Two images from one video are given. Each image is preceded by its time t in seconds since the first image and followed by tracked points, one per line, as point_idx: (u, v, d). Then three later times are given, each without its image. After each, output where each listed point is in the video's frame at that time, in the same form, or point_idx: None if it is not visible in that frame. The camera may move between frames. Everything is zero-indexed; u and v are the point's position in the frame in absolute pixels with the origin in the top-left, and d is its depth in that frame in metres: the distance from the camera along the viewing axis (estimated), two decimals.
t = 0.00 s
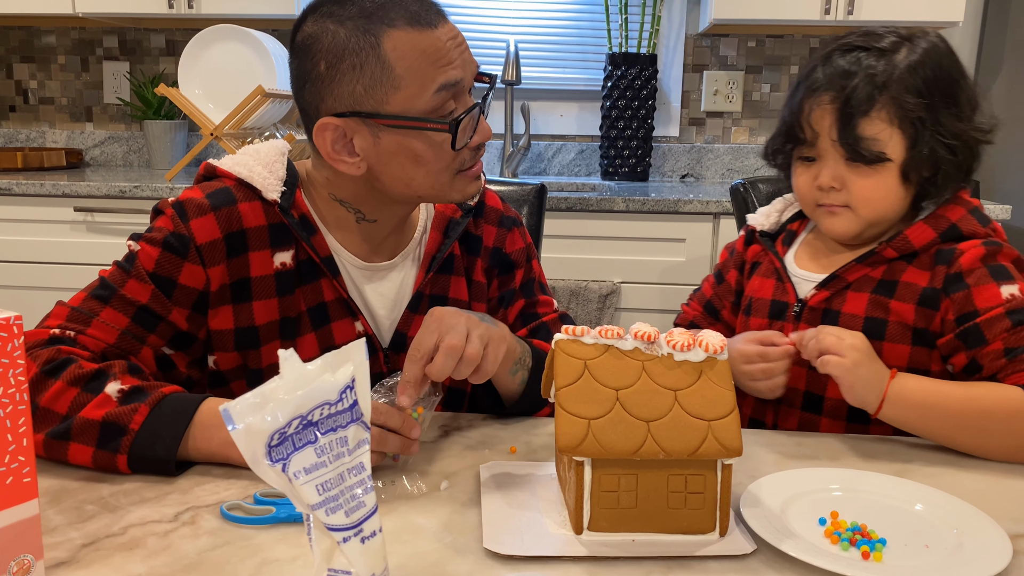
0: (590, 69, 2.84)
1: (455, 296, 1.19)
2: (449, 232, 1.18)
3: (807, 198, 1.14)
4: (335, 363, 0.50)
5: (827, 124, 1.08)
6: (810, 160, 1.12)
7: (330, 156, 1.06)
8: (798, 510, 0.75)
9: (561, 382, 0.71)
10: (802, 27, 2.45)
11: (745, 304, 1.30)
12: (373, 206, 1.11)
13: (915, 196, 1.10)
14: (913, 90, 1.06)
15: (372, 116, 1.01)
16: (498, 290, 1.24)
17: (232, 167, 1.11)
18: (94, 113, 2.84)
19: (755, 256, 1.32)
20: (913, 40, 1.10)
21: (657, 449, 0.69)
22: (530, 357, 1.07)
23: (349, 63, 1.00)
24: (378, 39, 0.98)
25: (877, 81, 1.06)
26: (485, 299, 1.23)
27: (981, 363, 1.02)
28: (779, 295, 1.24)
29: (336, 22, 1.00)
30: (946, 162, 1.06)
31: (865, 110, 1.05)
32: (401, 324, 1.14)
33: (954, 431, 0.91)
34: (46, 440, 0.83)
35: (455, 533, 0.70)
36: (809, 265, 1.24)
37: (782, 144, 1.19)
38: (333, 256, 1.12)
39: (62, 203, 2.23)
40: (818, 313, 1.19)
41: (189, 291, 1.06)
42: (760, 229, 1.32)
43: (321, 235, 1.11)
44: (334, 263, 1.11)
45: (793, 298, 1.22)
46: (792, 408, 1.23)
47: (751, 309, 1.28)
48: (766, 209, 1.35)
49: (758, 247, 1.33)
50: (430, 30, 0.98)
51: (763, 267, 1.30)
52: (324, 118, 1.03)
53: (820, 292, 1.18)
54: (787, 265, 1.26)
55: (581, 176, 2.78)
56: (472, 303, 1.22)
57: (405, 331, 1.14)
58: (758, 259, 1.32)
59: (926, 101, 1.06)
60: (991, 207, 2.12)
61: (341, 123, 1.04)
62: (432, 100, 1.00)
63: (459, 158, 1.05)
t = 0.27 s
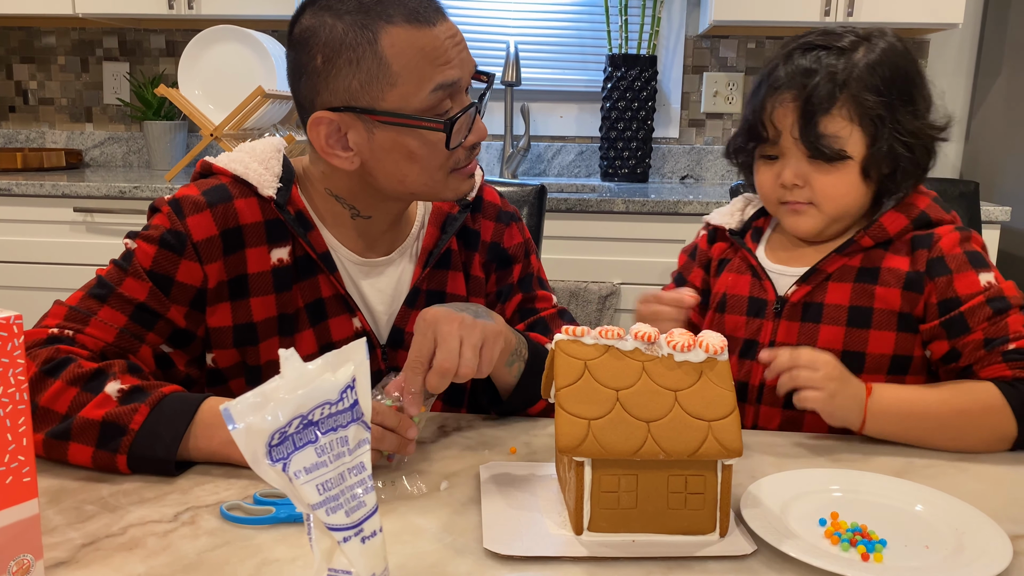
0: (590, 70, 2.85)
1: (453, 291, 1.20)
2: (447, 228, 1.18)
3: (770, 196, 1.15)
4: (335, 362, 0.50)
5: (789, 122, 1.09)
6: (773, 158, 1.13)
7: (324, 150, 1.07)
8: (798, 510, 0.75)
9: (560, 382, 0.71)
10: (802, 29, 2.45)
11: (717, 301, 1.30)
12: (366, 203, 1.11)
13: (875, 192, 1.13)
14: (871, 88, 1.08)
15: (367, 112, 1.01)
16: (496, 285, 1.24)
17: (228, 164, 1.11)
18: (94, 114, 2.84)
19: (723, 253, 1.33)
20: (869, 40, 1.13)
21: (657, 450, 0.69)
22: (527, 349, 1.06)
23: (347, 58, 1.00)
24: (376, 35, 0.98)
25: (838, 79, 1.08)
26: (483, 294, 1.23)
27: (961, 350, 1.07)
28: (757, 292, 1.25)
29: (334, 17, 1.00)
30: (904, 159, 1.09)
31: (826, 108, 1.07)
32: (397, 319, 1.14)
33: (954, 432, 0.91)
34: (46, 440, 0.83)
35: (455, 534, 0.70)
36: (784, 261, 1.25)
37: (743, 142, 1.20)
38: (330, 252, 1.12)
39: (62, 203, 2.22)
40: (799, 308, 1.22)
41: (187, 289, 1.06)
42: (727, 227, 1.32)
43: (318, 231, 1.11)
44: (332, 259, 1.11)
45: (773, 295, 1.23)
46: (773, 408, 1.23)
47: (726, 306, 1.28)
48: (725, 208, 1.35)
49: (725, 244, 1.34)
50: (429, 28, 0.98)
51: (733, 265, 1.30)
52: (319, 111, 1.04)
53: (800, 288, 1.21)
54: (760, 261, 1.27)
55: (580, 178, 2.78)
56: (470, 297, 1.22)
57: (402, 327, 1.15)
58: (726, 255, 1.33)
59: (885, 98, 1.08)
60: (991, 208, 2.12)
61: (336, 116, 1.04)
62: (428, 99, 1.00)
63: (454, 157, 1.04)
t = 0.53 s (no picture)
0: (590, 71, 2.85)
1: (455, 294, 1.20)
2: (451, 230, 1.18)
3: (749, 197, 1.14)
4: (338, 361, 0.50)
5: (773, 117, 1.08)
6: (753, 156, 1.12)
7: (328, 150, 1.07)
8: (799, 510, 0.75)
9: (562, 383, 0.72)
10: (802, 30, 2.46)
11: (701, 311, 1.28)
12: (371, 205, 1.11)
13: (854, 195, 1.14)
14: (855, 88, 1.09)
15: (374, 114, 1.01)
16: (498, 287, 1.24)
17: (232, 163, 1.11)
18: (94, 114, 2.84)
19: (705, 260, 1.31)
20: (851, 42, 1.14)
21: (659, 450, 0.69)
22: (522, 357, 1.06)
23: (354, 60, 1.00)
24: (385, 38, 0.98)
25: (823, 77, 1.08)
26: (486, 297, 1.23)
27: (957, 353, 1.08)
28: (745, 303, 1.23)
29: (345, 17, 1.01)
30: (885, 161, 1.11)
31: (812, 105, 1.07)
32: (401, 321, 1.15)
33: (955, 432, 0.91)
34: (50, 438, 0.83)
35: (456, 534, 0.70)
36: (771, 268, 1.23)
37: (722, 141, 1.18)
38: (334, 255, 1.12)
39: (63, 203, 2.23)
40: (790, 319, 1.21)
41: (191, 288, 1.06)
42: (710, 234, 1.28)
43: (321, 232, 1.11)
44: (335, 260, 1.11)
45: (763, 307, 1.21)
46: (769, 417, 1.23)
47: (712, 317, 1.26)
48: (701, 215, 1.32)
49: (705, 251, 1.31)
50: (439, 34, 0.98)
51: (717, 272, 1.28)
52: (324, 112, 1.04)
53: (791, 298, 1.20)
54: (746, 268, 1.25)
55: (581, 178, 2.78)
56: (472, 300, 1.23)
57: (404, 328, 1.15)
58: (708, 263, 1.30)
59: (867, 98, 1.10)
60: (991, 209, 2.12)
61: (342, 118, 1.04)
62: (432, 102, 1.00)
63: (459, 162, 1.04)
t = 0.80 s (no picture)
0: (592, 72, 2.85)
1: (459, 293, 1.20)
2: (455, 231, 1.18)
3: (740, 207, 1.13)
4: (340, 361, 0.51)
5: (764, 129, 1.07)
6: (744, 167, 1.11)
7: (312, 127, 1.06)
8: (800, 510, 0.75)
9: (563, 383, 0.72)
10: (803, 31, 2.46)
11: (696, 319, 1.28)
12: (363, 204, 1.10)
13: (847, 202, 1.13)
14: (845, 95, 1.08)
15: (353, 107, 0.99)
16: (502, 288, 1.25)
17: (236, 164, 1.11)
18: (96, 115, 2.85)
19: (697, 267, 1.31)
20: (839, 47, 1.12)
21: (661, 450, 0.69)
22: (522, 349, 1.07)
23: (347, 49, 0.98)
24: (381, 37, 0.95)
25: (814, 86, 1.07)
26: (490, 297, 1.24)
27: (956, 356, 1.08)
28: (740, 309, 1.23)
29: (354, 6, 0.99)
30: (877, 167, 1.10)
31: (803, 116, 1.06)
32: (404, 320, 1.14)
33: (957, 433, 0.91)
34: (52, 436, 0.83)
35: (457, 534, 0.70)
36: (766, 275, 1.23)
37: (710, 152, 1.17)
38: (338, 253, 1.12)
39: (64, 204, 2.23)
40: (788, 326, 1.21)
41: (195, 288, 1.06)
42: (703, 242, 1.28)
43: (325, 232, 1.11)
44: (338, 259, 1.12)
45: (759, 313, 1.21)
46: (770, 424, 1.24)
47: (708, 324, 1.26)
48: (691, 221, 1.31)
49: (697, 258, 1.31)
50: (434, 47, 0.93)
51: (710, 279, 1.28)
52: (310, 91, 1.03)
53: (788, 304, 1.20)
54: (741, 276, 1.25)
55: (582, 179, 2.79)
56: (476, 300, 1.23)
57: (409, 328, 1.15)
58: (700, 270, 1.30)
59: (858, 106, 1.09)
60: (992, 211, 2.12)
61: (327, 102, 1.03)
62: (410, 113, 0.95)
63: (429, 178, 0.99)
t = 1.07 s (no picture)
0: (592, 73, 2.85)
1: (460, 296, 1.20)
2: (455, 233, 1.18)
3: (745, 216, 1.13)
4: (340, 362, 0.51)
5: (767, 142, 1.07)
6: (747, 178, 1.10)
7: (298, 128, 1.07)
8: (800, 512, 0.75)
9: (563, 384, 0.72)
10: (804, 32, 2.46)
11: (698, 320, 1.27)
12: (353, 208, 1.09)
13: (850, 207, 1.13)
14: (846, 103, 1.08)
15: (332, 113, 0.99)
16: (504, 290, 1.25)
17: (234, 166, 1.11)
18: (97, 116, 2.85)
19: (699, 269, 1.30)
20: (838, 52, 1.12)
21: (660, 451, 0.69)
22: (532, 357, 1.07)
23: (327, 53, 0.99)
24: (358, 43, 0.95)
25: (815, 97, 1.06)
26: (491, 300, 1.24)
27: (957, 357, 1.09)
28: (743, 311, 1.23)
29: (338, 10, 0.99)
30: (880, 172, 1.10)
31: (805, 128, 1.05)
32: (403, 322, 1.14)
33: (956, 435, 0.91)
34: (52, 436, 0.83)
35: (458, 534, 0.70)
36: (768, 276, 1.23)
37: (713, 161, 1.17)
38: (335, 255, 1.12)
39: (65, 205, 2.23)
40: (790, 327, 1.22)
41: (193, 289, 1.06)
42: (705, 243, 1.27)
43: (322, 233, 1.11)
44: (336, 261, 1.12)
45: (762, 314, 1.21)
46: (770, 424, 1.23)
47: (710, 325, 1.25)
48: (693, 221, 1.31)
49: (699, 259, 1.31)
50: (411, 56, 0.91)
51: (712, 281, 1.28)
52: (291, 95, 1.03)
53: (790, 305, 1.20)
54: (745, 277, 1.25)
55: (582, 180, 2.79)
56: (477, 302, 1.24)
57: (407, 329, 1.15)
58: (702, 271, 1.30)
59: (859, 113, 1.08)
60: (992, 212, 2.12)
61: (309, 104, 1.03)
62: (384, 122, 0.94)
63: (407, 186, 0.98)
